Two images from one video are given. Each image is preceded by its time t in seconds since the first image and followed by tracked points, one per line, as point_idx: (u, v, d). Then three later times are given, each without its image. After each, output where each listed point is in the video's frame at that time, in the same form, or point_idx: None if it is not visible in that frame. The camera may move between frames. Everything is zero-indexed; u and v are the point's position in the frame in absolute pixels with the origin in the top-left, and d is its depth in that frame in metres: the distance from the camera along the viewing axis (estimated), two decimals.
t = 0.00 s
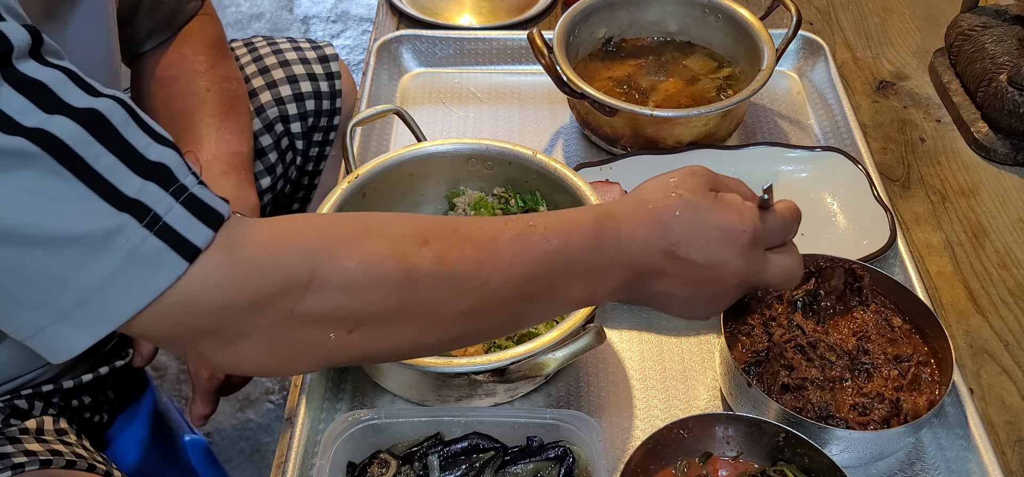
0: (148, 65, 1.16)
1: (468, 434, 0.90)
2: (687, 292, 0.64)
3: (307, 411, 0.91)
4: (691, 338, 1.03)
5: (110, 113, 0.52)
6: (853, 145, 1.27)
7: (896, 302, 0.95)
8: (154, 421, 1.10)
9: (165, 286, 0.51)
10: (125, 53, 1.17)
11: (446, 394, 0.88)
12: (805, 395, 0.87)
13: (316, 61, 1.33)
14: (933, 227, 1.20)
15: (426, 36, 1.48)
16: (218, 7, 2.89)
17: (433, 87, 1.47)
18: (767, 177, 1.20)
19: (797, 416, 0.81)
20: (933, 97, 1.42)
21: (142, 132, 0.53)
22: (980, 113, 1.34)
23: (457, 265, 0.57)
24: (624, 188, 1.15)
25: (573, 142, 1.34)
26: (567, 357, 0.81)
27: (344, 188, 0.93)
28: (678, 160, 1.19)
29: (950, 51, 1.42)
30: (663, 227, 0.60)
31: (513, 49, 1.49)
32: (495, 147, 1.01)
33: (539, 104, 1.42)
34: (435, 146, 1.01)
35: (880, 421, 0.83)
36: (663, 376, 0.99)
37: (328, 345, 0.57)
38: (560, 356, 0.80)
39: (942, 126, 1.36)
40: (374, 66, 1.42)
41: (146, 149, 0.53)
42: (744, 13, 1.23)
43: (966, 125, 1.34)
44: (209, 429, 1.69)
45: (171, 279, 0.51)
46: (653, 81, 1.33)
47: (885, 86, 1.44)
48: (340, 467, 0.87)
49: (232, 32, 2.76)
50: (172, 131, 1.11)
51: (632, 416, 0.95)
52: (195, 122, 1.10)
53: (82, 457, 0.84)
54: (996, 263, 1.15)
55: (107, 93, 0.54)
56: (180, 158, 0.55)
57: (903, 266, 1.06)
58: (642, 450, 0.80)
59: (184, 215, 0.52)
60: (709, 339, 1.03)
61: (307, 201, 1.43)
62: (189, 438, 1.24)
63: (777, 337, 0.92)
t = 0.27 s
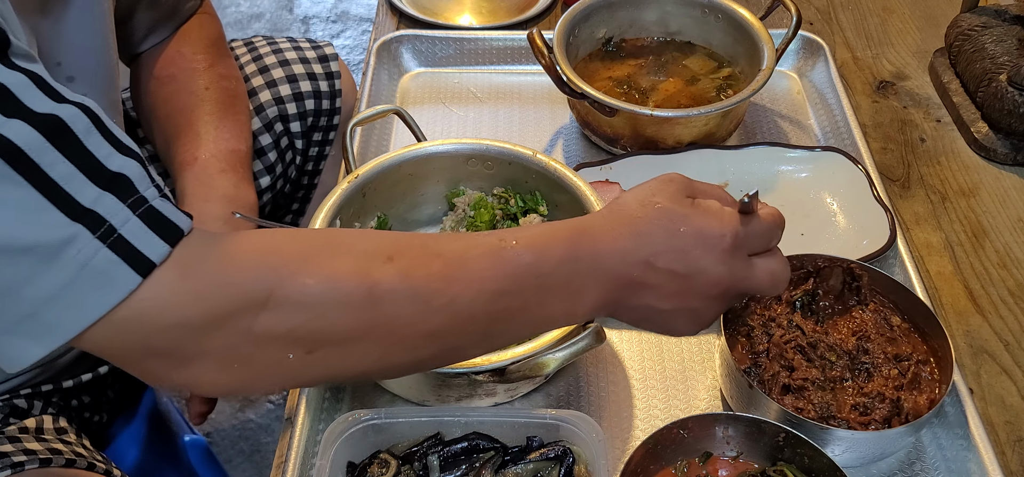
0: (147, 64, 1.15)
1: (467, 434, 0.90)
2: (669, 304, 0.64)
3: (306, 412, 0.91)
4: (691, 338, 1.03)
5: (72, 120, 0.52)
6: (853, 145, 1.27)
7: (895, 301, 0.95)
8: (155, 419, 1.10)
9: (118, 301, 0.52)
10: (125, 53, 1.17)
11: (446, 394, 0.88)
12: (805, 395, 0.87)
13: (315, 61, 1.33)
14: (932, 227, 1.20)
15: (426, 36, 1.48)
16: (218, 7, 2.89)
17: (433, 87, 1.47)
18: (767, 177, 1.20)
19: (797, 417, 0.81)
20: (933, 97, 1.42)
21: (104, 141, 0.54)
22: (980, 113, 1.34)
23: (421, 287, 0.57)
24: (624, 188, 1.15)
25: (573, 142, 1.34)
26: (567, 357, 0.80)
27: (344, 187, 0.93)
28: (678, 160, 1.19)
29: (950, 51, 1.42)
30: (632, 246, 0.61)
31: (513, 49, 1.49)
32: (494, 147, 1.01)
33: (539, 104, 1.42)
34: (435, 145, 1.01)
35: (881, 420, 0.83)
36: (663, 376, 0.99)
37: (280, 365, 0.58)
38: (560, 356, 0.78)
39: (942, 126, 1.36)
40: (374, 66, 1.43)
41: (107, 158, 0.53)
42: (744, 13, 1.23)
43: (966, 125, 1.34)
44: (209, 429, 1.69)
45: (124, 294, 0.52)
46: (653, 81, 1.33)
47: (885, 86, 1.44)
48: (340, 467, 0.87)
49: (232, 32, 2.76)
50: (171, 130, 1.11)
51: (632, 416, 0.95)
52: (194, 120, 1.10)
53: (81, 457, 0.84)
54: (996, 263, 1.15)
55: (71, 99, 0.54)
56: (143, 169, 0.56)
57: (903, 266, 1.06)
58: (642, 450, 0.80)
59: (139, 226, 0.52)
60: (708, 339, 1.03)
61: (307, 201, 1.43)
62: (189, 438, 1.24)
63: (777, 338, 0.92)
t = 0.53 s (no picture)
0: (147, 66, 1.15)
1: (467, 434, 0.90)
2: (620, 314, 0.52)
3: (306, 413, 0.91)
4: (690, 338, 1.03)
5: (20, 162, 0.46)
6: (853, 145, 1.27)
7: (893, 300, 0.95)
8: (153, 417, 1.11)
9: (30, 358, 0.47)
10: (126, 53, 1.17)
11: (446, 394, 0.88)
12: (806, 395, 0.87)
13: (316, 61, 1.33)
14: (932, 227, 1.20)
15: (426, 36, 1.48)
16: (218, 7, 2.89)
17: (433, 87, 1.47)
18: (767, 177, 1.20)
19: (798, 417, 0.81)
20: (933, 97, 1.42)
21: (54, 182, 0.47)
22: (980, 113, 1.34)
23: (304, 332, 0.49)
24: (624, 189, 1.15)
25: (573, 142, 1.34)
26: (568, 357, 0.80)
27: (344, 187, 0.94)
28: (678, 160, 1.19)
29: (950, 51, 1.42)
30: (507, 267, 0.49)
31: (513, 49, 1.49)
32: (494, 147, 1.01)
33: (539, 104, 1.42)
34: (434, 146, 1.01)
35: (883, 419, 0.83)
36: (663, 376, 0.99)
37: (197, 420, 0.52)
38: (561, 355, 0.78)
39: (941, 126, 1.37)
40: (374, 66, 1.43)
41: (51, 202, 0.47)
42: (744, 13, 1.23)
43: (966, 125, 1.34)
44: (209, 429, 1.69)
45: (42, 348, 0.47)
46: (653, 81, 1.33)
47: (885, 86, 1.44)
48: (340, 467, 0.87)
49: (232, 32, 2.76)
50: (171, 130, 1.11)
51: (632, 416, 0.95)
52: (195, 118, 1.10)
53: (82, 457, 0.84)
54: (996, 263, 1.15)
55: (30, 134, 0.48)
56: (92, 205, 0.50)
57: (903, 266, 1.06)
58: (642, 450, 0.80)
59: (71, 276, 0.47)
60: (708, 339, 1.03)
61: (307, 201, 1.43)
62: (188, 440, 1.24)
63: (777, 338, 0.92)
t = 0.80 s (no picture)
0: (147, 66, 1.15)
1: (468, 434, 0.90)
2: None
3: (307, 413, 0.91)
4: (691, 338, 1.03)
5: None
6: (853, 145, 1.27)
7: (893, 300, 0.95)
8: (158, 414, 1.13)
9: None
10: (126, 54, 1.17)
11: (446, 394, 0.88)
12: (806, 395, 0.87)
13: (315, 61, 1.33)
14: (933, 227, 1.20)
15: (426, 36, 1.48)
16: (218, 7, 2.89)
17: (433, 87, 1.47)
18: (767, 177, 1.20)
19: (798, 417, 0.81)
20: (933, 97, 1.42)
21: None
22: (980, 113, 1.34)
23: None
24: (624, 189, 1.15)
25: (573, 142, 1.34)
26: (567, 358, 0.77)
27: (344, 188, 0.94)
28: (678, 160, 1.19)
29: (950, 51, 1.42)
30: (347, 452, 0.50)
31: (513, 49, 1.49)
32: (494, 147, 1.01)
33: (539, 104, 1.42)
34: (434, 146, 1.01)
35: (882, 419, 0.83)
36: (662, 376, 0.99)
37: None
38: (560, 356, 0.76)
39: (942, 126, 1.37)
40: (374, 66, 1.43)
41: None
42: (744, 13, 1.23)
43: (966, 125, 1.34)
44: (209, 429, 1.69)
45: None
46: (653, 81, 1.33)
47: (885, 86, 1.44)
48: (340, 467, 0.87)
49: (233, 32, 2.77)
50: (173, 135, 1.11)
51: (632, 416, 0.95)
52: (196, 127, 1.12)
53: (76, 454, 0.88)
54: (996, 263, 1.15)
55: None
56: (0, 310, 0.58)
57: (903, 266, 1.06)
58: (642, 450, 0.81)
59: None
60: (708, 339, 1.03)
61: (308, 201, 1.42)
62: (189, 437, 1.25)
63: (777, 338, 0.92)
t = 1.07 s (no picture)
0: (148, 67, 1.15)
1: (468, 434, 0.90)
2: None
3: (307, 413, 0.91)
4: (691, 338, 1.03)
5: None
6: (853, 144, 1.27)
7: (893, 300, 0.95)
8: (159, 422, 1.13)
9: None
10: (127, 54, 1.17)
11: (446, 394, 0.88)
12: (806, 395, 0.87)
13: (315, 62, 1.33)
14: (933, 227, 1.20)
15: (426, 36, 1.48)
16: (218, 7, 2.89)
17: (433, 87, 1.47)
18: (767, 177, 1.20)
19: (798, 417, 0.81)
20: (933, 97, 1.42)
21: None
22: (980, 113, 1.34)
23: None
24: (624, 189, 1.15)
25: (573, 142, 1.34)
26: (568, 358, 0.78)
27: (344, 188, 0.94)
28: (678, 159, 1.19)
29: (950, 51, 1.42)
30: None
31: (513, 49, 1.49)
32: (493, 147, 1.01)
33: (539, 104, 1.42)
34: (434, 146, 1.01)
35: (882, 420, 0.83)
36: (662, 376, 0.99)
37: None
38: (560, 355, 0.77)
39: (942, 126, 1.37)
40: (374, 66, 1.43)
41: None
42: (744, 13, 1.23)
43: (966, 125, 1.34)
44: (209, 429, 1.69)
45: None
46: (653, 81, 1.33)
47: (885, 86, 1.44)
48: (340, 466, 0.87)
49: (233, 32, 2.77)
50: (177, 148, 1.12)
51: (632, 416, 0.95)
52: (201, 146, 1.13)
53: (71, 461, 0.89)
54: (996, 263, 1.15)
55: None
56: None
57: (903, 266, 1.06)
58: (642, 450, 0.81)
59: None
60: (708, 339, 1.03)
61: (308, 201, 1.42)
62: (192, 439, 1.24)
63: (777, 338, 0.92)
